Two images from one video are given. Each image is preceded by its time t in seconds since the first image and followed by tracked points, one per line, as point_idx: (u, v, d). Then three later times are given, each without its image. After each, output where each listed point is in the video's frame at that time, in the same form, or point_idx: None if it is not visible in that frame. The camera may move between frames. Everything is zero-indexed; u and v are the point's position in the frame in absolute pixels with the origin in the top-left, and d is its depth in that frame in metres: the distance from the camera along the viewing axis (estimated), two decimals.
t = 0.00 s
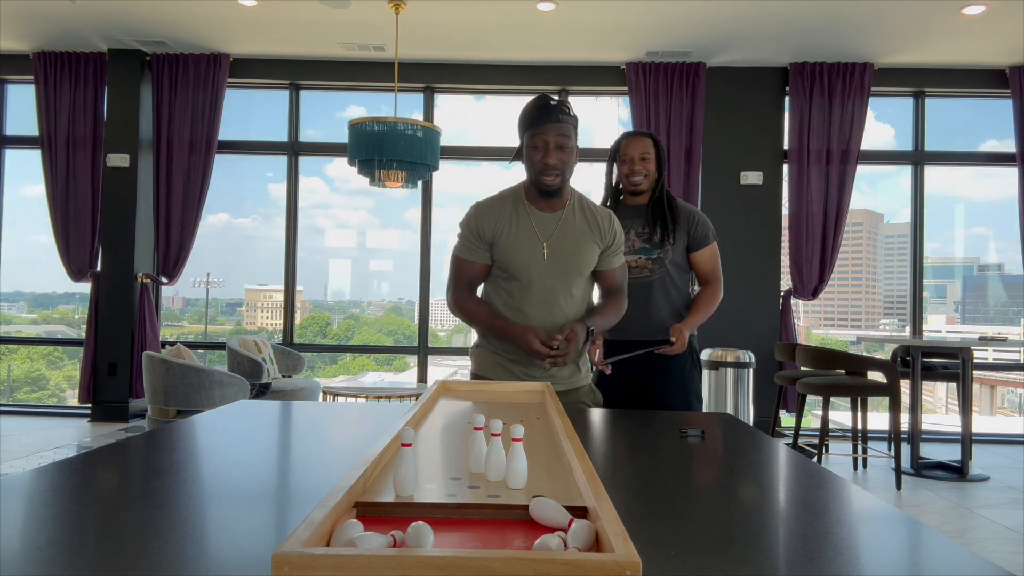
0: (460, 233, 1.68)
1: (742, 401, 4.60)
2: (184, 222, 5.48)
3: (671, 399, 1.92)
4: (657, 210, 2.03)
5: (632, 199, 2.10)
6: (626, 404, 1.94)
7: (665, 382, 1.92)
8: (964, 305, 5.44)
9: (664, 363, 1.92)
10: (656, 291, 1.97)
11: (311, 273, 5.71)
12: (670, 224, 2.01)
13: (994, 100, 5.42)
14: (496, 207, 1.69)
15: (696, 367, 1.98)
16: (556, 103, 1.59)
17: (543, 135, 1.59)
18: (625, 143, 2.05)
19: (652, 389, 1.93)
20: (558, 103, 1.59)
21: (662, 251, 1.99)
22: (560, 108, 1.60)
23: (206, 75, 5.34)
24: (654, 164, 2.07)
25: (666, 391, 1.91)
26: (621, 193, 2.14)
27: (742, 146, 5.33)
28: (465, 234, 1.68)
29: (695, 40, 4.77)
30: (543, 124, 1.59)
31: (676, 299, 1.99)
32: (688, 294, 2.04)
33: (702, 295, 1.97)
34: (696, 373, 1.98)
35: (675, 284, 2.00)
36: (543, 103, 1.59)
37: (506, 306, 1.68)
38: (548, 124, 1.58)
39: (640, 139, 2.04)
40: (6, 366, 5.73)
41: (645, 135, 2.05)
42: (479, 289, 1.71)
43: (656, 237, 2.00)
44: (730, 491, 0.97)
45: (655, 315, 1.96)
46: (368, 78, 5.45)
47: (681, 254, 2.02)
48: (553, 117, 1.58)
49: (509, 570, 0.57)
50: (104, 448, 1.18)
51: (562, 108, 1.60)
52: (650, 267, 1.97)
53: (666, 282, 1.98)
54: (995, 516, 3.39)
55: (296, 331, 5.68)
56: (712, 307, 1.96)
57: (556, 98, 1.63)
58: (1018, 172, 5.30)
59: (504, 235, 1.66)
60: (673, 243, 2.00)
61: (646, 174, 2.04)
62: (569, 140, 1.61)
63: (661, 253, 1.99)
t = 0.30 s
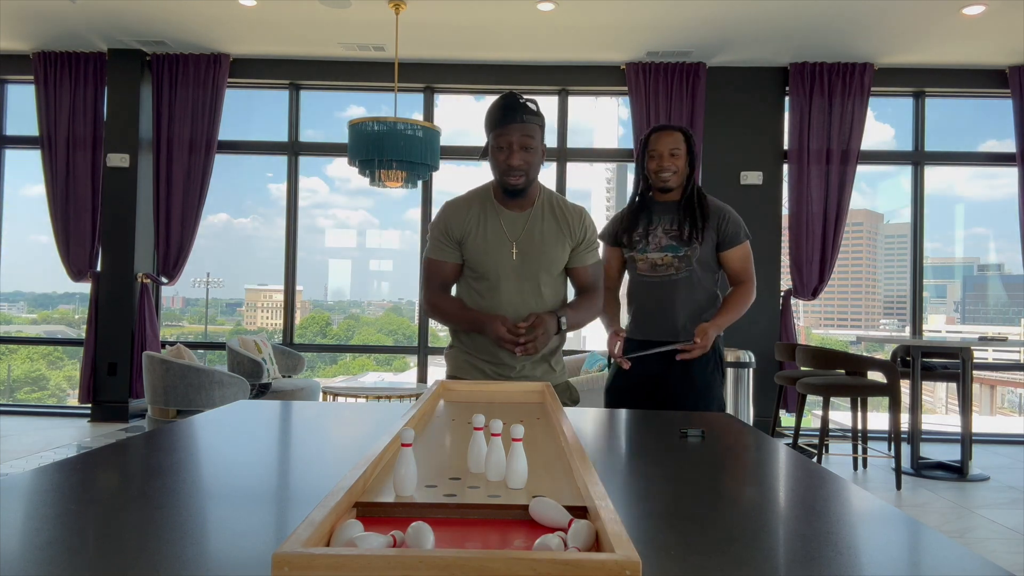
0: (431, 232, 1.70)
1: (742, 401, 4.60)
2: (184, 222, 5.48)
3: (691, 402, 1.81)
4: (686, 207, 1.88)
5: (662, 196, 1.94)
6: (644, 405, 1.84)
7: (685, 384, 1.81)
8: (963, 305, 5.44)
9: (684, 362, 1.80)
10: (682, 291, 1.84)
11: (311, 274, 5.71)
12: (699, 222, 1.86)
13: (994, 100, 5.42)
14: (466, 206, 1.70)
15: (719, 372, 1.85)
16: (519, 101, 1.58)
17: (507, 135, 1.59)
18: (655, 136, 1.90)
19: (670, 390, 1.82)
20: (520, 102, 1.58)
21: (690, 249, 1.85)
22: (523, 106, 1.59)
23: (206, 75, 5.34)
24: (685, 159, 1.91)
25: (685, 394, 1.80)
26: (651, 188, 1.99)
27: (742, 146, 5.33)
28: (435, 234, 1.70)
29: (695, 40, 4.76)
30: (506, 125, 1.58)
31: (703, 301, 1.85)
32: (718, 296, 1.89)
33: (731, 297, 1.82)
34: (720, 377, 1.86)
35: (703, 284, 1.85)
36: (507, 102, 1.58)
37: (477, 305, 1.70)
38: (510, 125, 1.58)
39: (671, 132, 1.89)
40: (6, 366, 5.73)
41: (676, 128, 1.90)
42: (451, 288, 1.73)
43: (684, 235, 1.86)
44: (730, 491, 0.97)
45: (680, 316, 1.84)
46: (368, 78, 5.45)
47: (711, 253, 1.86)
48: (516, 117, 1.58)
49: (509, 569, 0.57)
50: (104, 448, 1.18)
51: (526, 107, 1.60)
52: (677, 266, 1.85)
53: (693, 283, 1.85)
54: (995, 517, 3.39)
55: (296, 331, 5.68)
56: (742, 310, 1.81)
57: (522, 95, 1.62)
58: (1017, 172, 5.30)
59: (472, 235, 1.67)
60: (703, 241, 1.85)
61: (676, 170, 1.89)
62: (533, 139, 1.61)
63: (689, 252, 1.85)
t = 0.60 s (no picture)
0: (403, 236, 1.70)
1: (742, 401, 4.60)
2: (184, 222, 5.48)
3: (698, 406, 1.80)
4: (700, 206, 1.86)
5: (678, 194, 1.93)
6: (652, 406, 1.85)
7: (693, 387, 1.80)
8: (963, 305, 5.44)
9: (693, 363, 1.80)
10: (695, 291, 1.84)
11: (311, 274, 5.71)
12: (713, 221, 1.83)
13: (994, 100, 5.42)
14: (438, 209, 1.70)
15: (730, 377, 1.83)
16: (489, 107, 1.56)
17: (475, 144, 1.57)
18: (669, 134, 1.90)
19: (677, 391, 1.82)
20: (489, 109, 1.56)
21: (703, 249, 1.84)
22: (493, 112, 1.57)
23: (206, 75, 5.34)
24: (701, 158, 1.89)
25: (692, 397, 1.80)
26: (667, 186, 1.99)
27: (742, 146, 5.33)
28: (406, 238, 1.70)
29: (695, 40, 4.76)
30: (474, 133, 1.56)
31: (717, 301, 1.83)
32: (733, 296, 1.86)
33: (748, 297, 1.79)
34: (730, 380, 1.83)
35: (717, 284, 1.84)
36: (475, 109, 1.56)
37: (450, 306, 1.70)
38: (479, 133, 1.56)
39: (686, 130, 1.88)
40: (6, 366, 5.73)
41: (690, 125, 1.89)
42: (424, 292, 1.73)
43: (698, 234, 1.85)
44: (730, 491, 0.97)
45: (693, 315, 1.83)
46: (368, 78, 5.45)
47: (726, 253, 1.84)
48: (485, 125, 1.56)
49: (510, 570, 0.57)
50: (104, 448, 1.18)
51: (495, 113, 1.57)
52: (689, 266, 1.85)
53: (706, 283, 1.84)
54: (995, 517, 3.39)
55: (296, 331, 5.69)
56: (757, 312, 1.77)
57: (491, 101, 1.60)
58: (1017, 172, 5.30)
59: (443, 238, 1.68)
60: (717, 240, 1.83)
61: (689, 167, 1.87)
62: (503, 146, 1.59)
63: (702, 251, 1.84)
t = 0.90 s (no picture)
0: (413, 241, 1.74)
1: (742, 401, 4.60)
2: (184, 222, 5.48)
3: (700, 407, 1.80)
4: (706, 206, 1.85)
5: (684, 192, 1.92)
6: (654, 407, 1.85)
7: (695, 388, 1.80)
8: (963, 305, 5.44)
9: (694, 364, 1.80)
10: (699, 291, 1.84)
11: (311, 274, 5.71)
12: (719, 221, 1.82)
13: (994, 100, 5.41)
14: (444, 212, 1.72)
15: (733, 376, 1.82)
16: (490, 110, 1.56)
17: (477, 147, 1.58)
18: (676, 132, 1.88)
19: (680, 392, 1.82)
20: (490, 111, 1.56)
21: (707, 249, 1.83)
22: (493, 112, 1.57)
23: (206, 75, 5.34)
24: (708, 156, 1.88)
25: (695, 399, 1.80)
26: (674, 185, 1.98)
27: (742, 146, 5.33)
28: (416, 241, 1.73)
29: (694, 40, 4.76)
30: (476, 136, 1.57)
31: (721, 302, 1.83)
32: (738, 297, 1.86)
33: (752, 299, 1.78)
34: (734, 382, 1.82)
35: (721, 285, 1.83)
36: (477, 112, 1.56)
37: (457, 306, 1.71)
38: (481, 135, 1.56)
39: (692, 128, 1.86)
40: (6, 366, 5.73)
41: (697, 123, 1.87)
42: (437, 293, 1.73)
43: (703, 234, 1.84)
44: (731, 491, 0.97)
45: (697, 316, 1.84)
46: (367, 78, 5.45)
47: (731, 253, 1.83)
48: (488, 125, 1.56)
49: (509, 570, 0.57)
50: (103, 448, 1.18)
51: (499, 115, 1.57)
52: (693, 266, 1.85)
53: (711, 283, 1.83)
54: (996, 517, 3.39)
55: (296, 331, 5.68)
56: (761, 314, 1.76)
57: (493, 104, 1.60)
58: (1018, 172, 5.30)
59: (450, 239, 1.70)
60: (721, 240, 1.82)
61: (695, 166, 1.86)
62: (506, 147, 1.59)
63: (707, 251, 1.83)
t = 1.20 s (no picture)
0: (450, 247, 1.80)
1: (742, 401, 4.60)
2: (184, 222, 5.48)
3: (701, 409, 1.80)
4: (707, 206, 1.85)
5: (686, 192, 1.92)
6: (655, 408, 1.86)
7: (697, 389, 1.80)
8: (963, 305, 5.44)
9: (695, 366, 1.79)
10: (699, 292, 1.84)
11: (311, 274, 5.71)
12: (720, 221, 1.82)
13: (994, 100, 5.42)
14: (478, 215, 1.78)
15: (736, 378, 1.82)
16: (519, 115, 1.55)
17: (505, 151, 1.58)
18: (677, 132, 1.87)
19: (682, 394, 1.82)
20: (519, 116, 1.54)
21: (707, 250, 1.84)
22: (519, 116, 1.54)
23: (206, 75, 5.34)
24: (710, 156, 1.87)
25: (696, 400, 1.80)
26: (677, 184, 1.98)
27: (742, 146, 5.32)
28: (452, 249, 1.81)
29: (694, 40, 4.76)
30: (505, 142, 1.56)
31: (722, 303, 1.83)
32: (740, 297, 1.86)
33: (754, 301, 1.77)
34: (734, 382, 1.82)
35: (722, 286, 1.83)
36: (508, 115, 1.54)
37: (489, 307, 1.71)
38: (510, 140, 1.55)
39: (694, 127, 1.85)
40: (6, 366, 5.73)
41: (699, 123, 1.86)
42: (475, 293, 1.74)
43: (703, 235, 1.84)
44: (731, 491, 0.97)
45: (697, 317, 1.84)
46: (367, 78, 5.45)
47: (732, 254, 1.83)
48: (515, 130, 1.55)
49: (509, 569, 0.57)
50: (104, 448, 1.18)
51: (527, 121, 1.55)
52: (694, 267, 1.85)
53: (712, 284, 1.83)
54: (996, 517, 3.39)
55: (296, 331, 5.68)
56: (762, 315, 1.75)
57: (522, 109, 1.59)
58: (1017, 171, 5.30)
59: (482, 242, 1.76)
60: (722, 241, 1.82)
61: (697, 166, 1.85)
62: (535, 153, 1.58)
63: (707, 252, 1.83)
